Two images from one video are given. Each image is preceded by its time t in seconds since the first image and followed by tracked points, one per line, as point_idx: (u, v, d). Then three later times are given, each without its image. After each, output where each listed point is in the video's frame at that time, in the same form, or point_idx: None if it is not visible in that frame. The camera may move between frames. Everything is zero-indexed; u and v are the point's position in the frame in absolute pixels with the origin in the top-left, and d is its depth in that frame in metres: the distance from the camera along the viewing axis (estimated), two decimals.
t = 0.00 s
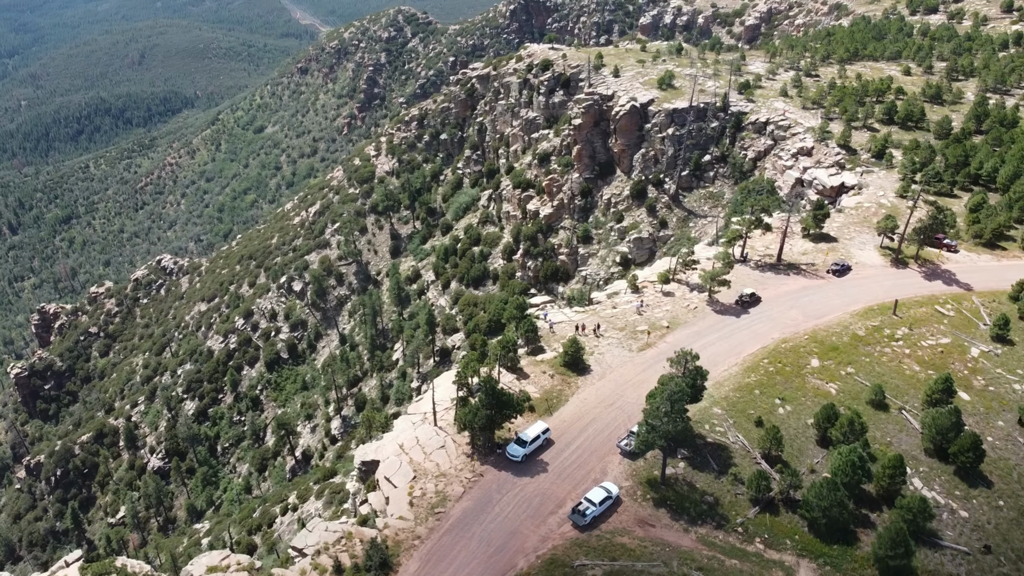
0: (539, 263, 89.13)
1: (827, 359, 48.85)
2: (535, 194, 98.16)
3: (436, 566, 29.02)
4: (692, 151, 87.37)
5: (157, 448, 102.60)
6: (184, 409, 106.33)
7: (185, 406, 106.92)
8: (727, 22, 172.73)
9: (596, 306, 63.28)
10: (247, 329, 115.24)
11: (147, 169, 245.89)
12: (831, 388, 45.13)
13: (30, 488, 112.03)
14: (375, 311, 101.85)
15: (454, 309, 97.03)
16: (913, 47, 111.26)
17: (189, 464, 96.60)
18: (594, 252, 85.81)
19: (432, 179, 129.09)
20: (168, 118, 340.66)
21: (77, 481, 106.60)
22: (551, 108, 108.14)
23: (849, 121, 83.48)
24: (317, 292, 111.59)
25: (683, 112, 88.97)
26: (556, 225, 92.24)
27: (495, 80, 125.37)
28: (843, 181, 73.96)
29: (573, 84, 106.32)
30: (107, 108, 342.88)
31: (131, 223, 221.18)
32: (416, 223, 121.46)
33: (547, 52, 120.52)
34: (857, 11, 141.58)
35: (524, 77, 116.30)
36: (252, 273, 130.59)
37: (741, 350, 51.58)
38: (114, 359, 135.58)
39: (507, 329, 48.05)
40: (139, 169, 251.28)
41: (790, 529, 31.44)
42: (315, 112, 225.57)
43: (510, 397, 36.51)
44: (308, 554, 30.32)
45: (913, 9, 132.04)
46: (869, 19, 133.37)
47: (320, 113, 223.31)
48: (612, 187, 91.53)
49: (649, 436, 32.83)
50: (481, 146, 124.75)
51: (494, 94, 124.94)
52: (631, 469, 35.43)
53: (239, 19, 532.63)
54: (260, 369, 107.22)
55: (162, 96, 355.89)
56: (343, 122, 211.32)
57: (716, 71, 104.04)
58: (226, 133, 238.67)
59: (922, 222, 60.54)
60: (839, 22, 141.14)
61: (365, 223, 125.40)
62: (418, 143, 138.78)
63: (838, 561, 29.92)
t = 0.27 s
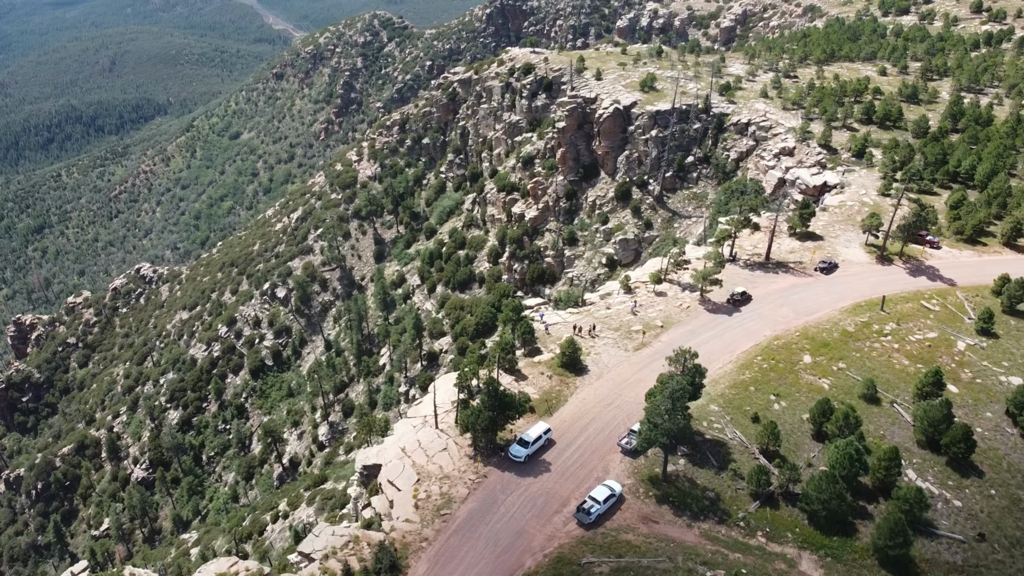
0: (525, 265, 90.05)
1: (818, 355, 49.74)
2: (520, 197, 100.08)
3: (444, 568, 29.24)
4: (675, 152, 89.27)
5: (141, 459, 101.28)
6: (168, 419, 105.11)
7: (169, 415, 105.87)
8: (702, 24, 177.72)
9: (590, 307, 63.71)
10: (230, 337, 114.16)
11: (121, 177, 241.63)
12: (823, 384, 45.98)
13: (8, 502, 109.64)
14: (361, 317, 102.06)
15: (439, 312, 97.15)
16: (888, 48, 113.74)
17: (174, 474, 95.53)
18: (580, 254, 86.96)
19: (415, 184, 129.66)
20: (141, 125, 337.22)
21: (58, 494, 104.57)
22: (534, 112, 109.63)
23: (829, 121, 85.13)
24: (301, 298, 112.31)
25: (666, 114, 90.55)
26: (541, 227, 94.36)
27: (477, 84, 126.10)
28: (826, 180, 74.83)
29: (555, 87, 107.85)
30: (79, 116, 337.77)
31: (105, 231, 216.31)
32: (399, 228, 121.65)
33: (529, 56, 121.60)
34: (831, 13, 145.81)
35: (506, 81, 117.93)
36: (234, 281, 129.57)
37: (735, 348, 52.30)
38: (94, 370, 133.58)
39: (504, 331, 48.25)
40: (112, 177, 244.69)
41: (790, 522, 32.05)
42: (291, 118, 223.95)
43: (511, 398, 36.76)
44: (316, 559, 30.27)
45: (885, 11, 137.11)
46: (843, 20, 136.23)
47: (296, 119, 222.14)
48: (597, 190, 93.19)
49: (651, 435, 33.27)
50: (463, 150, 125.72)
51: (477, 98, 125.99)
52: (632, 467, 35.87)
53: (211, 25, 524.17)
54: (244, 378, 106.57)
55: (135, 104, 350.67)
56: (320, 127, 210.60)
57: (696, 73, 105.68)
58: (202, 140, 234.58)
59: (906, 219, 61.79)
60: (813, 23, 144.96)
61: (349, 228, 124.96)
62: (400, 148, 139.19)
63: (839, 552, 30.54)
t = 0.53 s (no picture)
0: (511, 268, 90.11)
1: (810, 351, 50.61)
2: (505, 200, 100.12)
3: (452, 569, 29.50)
4: (659, 154, 89.95)
5: (124, 469, 100.01)
6: (151, 428, 103.85)
7: (152, 425, 104.62)
8: (678, 27, 181.89)
9: (584, 308, 64.09)
10: (213, 345, 113.22)
11: (93, 185, 233.75)
12: (816, 379, 46.81)
13: None
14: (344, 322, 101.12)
15: (427, 316, 97.83)
16: (863, 49, 116.22)
17: (159, 484, 94.41)
18: (566, 256, 88.08)
19: (398, 188, 130.29)
20: (114, 132, 331.40)
21: (38, 508, 102.57)
22: (516, 115, 109.93)
23: (810, 121, 86.78)
24: (285, 304, 112.04)
25: (649, 116, 91.85)
26: (526, 230, 94.97)
27: (459, 89, 126.76)
28: (808, 179, 76.42)
29: (538, 91, 108.48)
30: (50, 124, 327.66)
31: (80, 240, 211.54)
32: (383, 232, 121.70)
33: (510, 60, 122.42)
34: (806, 14, 149.71)
35: (488, 84, 118.45)
36: (216, 288, 128.41)
37: (729, 346, 53.01)
38: (73, 381, 131.61)
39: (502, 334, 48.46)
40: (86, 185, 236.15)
41: (791, 515, 32.66)
42: (267, 122, 221.72)
43: (513, 399, 37.03)
44: (324, 563, 30.44)
45: (858, 12, 139.87)
46: (817, 20, 139.57)
47: (272, 123, 220.01)
48: (581, 193, 93.80)
49: (653, 433, 33.75)
50: (447, 154, 126.40)
51: (458, 102, 126.77)
52: (634, 465, 36.33)
53: (183, 31, 515.62)
54: (229, 385, 105.63)
55: (108, 110, 342.72)
56: (296, 132, 209.47)
57: (678, 75, 107.16)
58: (176, 147, 230.09)
59: (890, 217, 63.14)
60: (789, 24, 148.27)
61: (332, 234, 124.83)
62: (382, 153, 139.38)
63: (839, 543, 31.19)
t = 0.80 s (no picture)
0: (498, 270, 91.31)
1: (802, 348, 51.49)
2: (491, 203, 101.15)
3: (460, 569, 29.82)
4: (643, 155, 90.80)
5: (108, 479, 98.61)
6: (135, 437, 102.48)
7: (136, 434, 103.31)
8: (655, 29, 184.40)
9: (578, 309, 64.52)
10: (197, 352, 112.17)
11: (66, 194, 231.09)
12: (809, 375, 47.68)
13: None
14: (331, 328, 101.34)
15: (414, 320, 98.09)
16: (839, 50, 118.34)
17: (144, 494, 93.10)
18: (552, 257, 89.10)
19: (381, 192, 130.62)
20: (86, 139, 325.30)
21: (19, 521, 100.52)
22: (500, 118, 110.88)
23: (791, 122, 88.42)
24: (269, 310, 112.23)
25: (633, 118, 92.90)
26: (512, 232, 95.80)
27: (442, 92, 127.03)
28: (792, 178, 77.44)
29: (521, 94, 108.92)
30: (18, 132, 322.53)
31: (54, 249, 207.72)
32: (367, 237, 122.35)
33: (493, 63, 122.93)
34: (780, 16, 152.83)
35: (471, 88, 118.87)
36: (198, 295, 127.10)
37: (722, 344, 53.77)
38: (52, 393, 129.48)
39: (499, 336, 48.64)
40: (57, 194, 233.11)
41: (790, 508, 33.31)
42: (244, 127, 219.01)
43: (514, 400, 37.30)
44: (332, 566, 30.58)
45: (833, 13, 143.60)
46: (793, 22, 142.44)
47: (248, 127, 217.68)
48: (567, 194, 94.61)
49: (655, 430, 34.21)
50: (430, 157, 126.78)
51: (440, 106, 127.07)
52: (635, 463, 36.79)
53: (154, 37, 507.14)
54: (214, 393, 104.64)
55: (79, 117, 337.49)
56: (273, 137, 208.00)
57: (659, 78, 108.38)
58: (151, 153, 226.11)
59: (875, 214, 64.42)
60: (764, 25, 151.27)
61: (316, 239, 125.39)
62: (365, 157, 139.32)
63: (838, 534, 31.87)
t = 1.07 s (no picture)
0: (485, 273, 91.78)
1: (794, 344, 52.36)
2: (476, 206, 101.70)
3: (468, 570, 30.22)
4: (627, 157, 91.91)
5: (92, 491, 96.89)
6: (119, 447, 100.97)
7: (119, 444, 101.77)
8: (632, 32, 186.60)
9: (572, 309, 64.90)
10: (181, 360, 110.91)
11: (38, 203, 227.31)
12: (801, 371, 48.52)
13: None
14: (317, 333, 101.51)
15: (401, 324, 97.85)
16: (816, 51, 120.43)
17: (129, 504, 91.70)
18: (539, 259, 89.77)
19: (364, 197, 130.68)
20: (56, 147, 319.01)
21: None
22: (483, 121, 111.34)
23: (772, 122, 89.88)
24: (253, 317, 111.48)
25: (616, 120, 93.57)
26: (498, 235, 96.31)
27: (425, 96, 127.25)
28: (775, 178, 78.45)
29: (504, 97, 109.60)
30: None
31: (27, 258, 203.66)
32: (351, 242, 122.14)
33: (475, 67, 123.38)
34: (756, 18, 155.30)
35: (454, 92, 119.33)
36: (179, 302, 125.55)
37: (716, 342, 54.48)
38: (30, 405, 127.15)
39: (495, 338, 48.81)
40: (29, 204, 230.29)
41: (789, 501, 33.98)
42: (220, 132, 215.93)
43: (516, 401, 37.55)
44: (340, 570, 30.67)
45: (807, 15, 146.53)
46: (769, 24, 144.89)
47: (223, 132, 214.77)
48: (552, 197, 95.29)
49: (656, 427, 34.67)
50: (413, 161, 126.89)
51: (424, 110, 127.56)
52: (636, 460, 37.25)
53: (124, 43, 499.07)
54: (198, 400, 103.58)
55: (49, 125, 331.23)
56: (250, 143, 205.99)
57: (641, 80, 109.56)
58: (125, 160, 222.51)
59: (860, 212, 65.59)
60: (741, 27, 153.76)
61: (299, 244, 124.58)
62: (347, 162, 139.16)
63: (837, 526, 32.57)
